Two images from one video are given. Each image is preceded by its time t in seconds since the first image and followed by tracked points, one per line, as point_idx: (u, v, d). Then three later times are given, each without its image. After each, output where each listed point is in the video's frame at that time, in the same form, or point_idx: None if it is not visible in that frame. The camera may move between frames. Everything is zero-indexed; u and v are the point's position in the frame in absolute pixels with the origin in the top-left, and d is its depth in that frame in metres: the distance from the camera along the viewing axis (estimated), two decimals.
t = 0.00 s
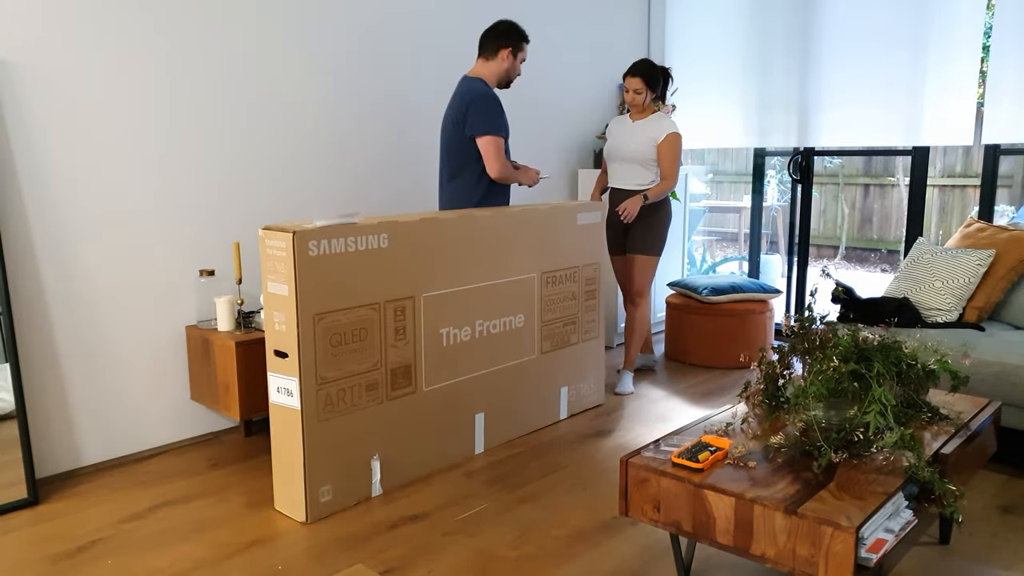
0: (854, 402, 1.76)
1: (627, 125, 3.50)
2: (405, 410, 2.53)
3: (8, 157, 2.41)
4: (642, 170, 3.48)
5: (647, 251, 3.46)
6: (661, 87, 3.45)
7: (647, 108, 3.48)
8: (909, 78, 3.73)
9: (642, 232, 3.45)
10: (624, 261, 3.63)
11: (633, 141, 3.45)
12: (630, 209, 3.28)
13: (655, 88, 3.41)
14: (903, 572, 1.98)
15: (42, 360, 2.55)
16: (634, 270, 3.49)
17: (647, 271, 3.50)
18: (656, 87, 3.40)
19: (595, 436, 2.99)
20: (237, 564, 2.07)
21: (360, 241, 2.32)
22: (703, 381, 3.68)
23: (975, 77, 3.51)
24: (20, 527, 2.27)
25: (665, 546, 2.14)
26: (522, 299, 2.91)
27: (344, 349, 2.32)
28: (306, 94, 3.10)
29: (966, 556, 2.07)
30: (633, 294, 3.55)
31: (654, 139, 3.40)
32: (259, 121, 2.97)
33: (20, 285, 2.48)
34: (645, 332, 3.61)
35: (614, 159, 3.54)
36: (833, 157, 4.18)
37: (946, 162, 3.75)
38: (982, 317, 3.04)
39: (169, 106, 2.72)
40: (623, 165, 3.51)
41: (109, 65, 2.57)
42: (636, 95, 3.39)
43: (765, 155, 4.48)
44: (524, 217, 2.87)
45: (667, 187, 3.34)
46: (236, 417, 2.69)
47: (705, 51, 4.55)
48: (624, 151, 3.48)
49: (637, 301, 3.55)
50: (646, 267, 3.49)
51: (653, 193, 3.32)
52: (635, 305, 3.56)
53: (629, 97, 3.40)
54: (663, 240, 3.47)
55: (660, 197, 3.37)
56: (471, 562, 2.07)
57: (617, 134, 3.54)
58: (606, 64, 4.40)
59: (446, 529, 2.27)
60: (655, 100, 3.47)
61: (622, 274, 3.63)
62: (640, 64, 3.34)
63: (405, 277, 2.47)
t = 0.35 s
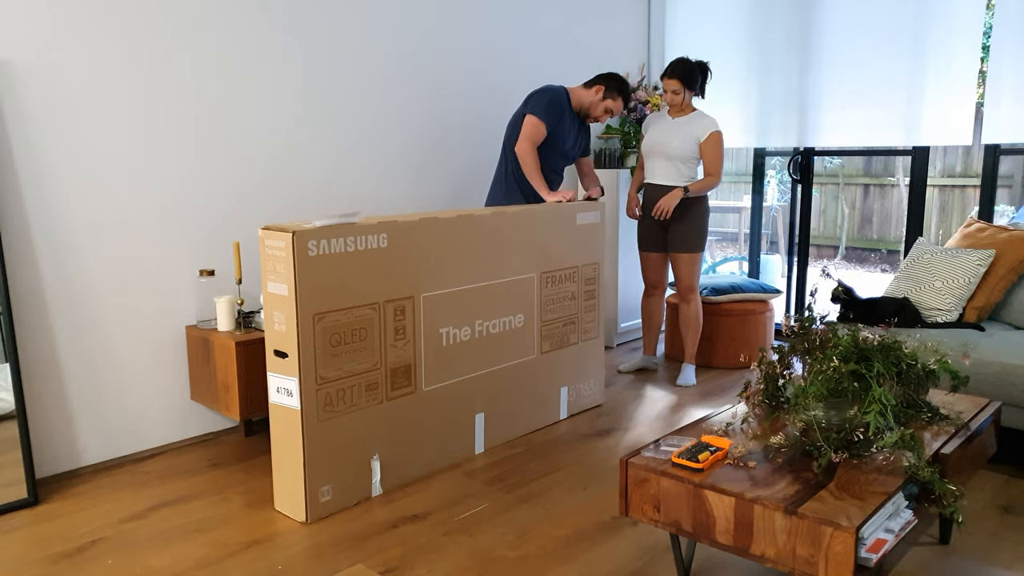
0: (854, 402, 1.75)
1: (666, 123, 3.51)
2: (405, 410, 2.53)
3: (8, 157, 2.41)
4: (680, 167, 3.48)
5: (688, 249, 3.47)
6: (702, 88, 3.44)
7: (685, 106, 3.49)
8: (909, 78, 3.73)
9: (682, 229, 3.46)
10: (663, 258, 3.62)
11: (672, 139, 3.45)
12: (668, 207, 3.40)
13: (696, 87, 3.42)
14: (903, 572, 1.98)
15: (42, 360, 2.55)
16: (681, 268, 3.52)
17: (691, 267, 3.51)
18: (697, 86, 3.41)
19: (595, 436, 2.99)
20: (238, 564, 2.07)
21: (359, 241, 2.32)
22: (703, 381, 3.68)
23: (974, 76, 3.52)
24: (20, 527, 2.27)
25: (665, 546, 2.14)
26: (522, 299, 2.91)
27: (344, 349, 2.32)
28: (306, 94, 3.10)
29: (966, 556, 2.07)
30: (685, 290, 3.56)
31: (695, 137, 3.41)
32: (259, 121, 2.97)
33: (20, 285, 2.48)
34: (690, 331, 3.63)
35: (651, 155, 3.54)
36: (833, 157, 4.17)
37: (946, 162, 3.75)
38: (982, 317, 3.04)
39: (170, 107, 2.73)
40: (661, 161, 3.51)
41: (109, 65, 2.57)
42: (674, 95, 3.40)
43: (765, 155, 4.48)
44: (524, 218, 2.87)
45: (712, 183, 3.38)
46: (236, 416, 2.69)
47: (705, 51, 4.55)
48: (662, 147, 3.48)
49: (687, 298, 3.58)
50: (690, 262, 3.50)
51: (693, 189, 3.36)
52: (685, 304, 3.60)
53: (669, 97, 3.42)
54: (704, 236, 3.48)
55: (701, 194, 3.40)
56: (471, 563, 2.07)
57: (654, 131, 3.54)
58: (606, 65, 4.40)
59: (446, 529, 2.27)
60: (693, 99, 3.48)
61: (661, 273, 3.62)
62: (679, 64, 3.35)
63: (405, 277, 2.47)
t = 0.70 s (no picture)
0: (854, 402, 1.75)
1: (661, 122, 3.51)
2: (405, 410, 2.53)
3: (7, 156, 2.41)
4: (675, 166, 3.48)
5: (686, 249, 3.47)
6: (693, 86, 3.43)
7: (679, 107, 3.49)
8: (909, 78, 3.73)
9: (680, 228, 3.46)
10: (661, 258, 3.62)
11: (668, 138, 3.45)
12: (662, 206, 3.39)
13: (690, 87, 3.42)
14: (903, 573, 1.98)
15: (42, 360, 2.55)
16: (678, 268, 3.53)
17: (688, 267, 3.51)
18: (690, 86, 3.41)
19: (595, 436, 2.99)
20: (238, 564, 2.07)
21: (360, 241, 2.32)
22: (703, 381, 3.67)
23: (974, 77, 3.52)
24: (20, 527, 2.27)
25: (665, 546, 2.14)
26: (522, 299, 2.91)
27: (344, 349, 2.32)
28: (306, 94, 3.10)
29: (966, 556, 2.07)
30: (682, 290, 3.57)
31: (691, 136, 3.41)
32: (259, 121, 2.97)
33: (21, 285, 2.48)
34: (688, 330, 3.63)
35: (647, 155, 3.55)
36: (833, 157, 4.17)
37: (947, 162, 3.75)
38: (982, 317, 3.04)
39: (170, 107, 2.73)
40: (656, 160, 3.51)
41: (108, 66, 2.57)
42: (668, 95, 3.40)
43: (765, 155, 4.48)
44: (524, 218, 2.87)
45: (708, 182, 3.38)
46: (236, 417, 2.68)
47: (706, 51, 4.54)
48: (658, 147, 3.48)
49: (685, 298, 3.59)
50: (687, 262, 3.50)
51: (688, 188, 3.36)
52: (682, 304, 3.61)
53: (661, 97, 3.42)
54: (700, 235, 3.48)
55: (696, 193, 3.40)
56: (471, 563, 2.07)
57: (649, 131, 3.54)
58: (607, 65, 4.40)
59: (446, 529, 2.27)
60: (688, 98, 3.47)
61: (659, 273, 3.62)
62: (671, 65, 3.33)
63: (405, 277, 2.47)
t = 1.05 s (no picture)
0: (854, 402, 1.75)
1: (656, 122, 3.52)
2: (405, 410, 2.53)
3: (7, 157, 2.41)
4: (674, 163, 3.48)
5: (684, 248, 3.46)
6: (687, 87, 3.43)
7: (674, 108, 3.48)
8: (909, 78, 3.73)
9: (677, 227, 3.46)
10: (659, 258, 3.62)
11: (665, 136, 3.46)
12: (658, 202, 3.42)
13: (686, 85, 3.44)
14: (903, 573, 1.98)
15: (43, 360, 2.55)
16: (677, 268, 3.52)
17: (686, 266, 3.51)
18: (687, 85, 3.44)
19: (595, 436, 2.99)
20: (238, 564, 2.07)
21: (360, 241, 2.32)
22: (703, 381, 3.68)
23: (974, 77, 3.52)
24: (20, 527, 2.27)
25: (665, 546, 2.14)
26: (522, 299, 2.91)
27: (345, 350, 2.32)
28: (305, 94, 3.10)
29: (966, 555, 2.07)
30: (682, 289, 3.57)
31: (687, 133, 3.43)
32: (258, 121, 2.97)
33: (21, 285, 2.48)
34: (688, 330, 3.64)
35: (644, 155, 3.54)
36: (833, 157, 4.17)
37: (947, 162, 3.75)
38: (982, 317, 3.04)
39: (169, 107, 2.72)
40: (654, 159, 3.51)
41: (109, 66, 2.57)
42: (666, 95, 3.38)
43: (765, 155, 4.48)
44: (524, 218, 2.87)
45: (704, 179, 3.39)
46: (236, 416, 2.68)
47: (705, 51, 4.54)
48: (655, 146, 3.49)
49: (683, 298, 3.59)
50: (685, 262, 3.50)
51: (685, 184, 3.38)
52: (681, 304, 3.60)
53: (659, 97, 3.40)
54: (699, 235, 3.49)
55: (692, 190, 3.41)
56: (471, 562, 2.07)
57: (644, 130, 3.55)
58: (607, 65, 4.39)
59: (446, 529, 2.27)
60: (682, 98, 3.49)
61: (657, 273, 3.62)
62: (665, 65, 3.35)
63: (405, 277, 2.47)
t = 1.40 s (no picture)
0: (854, 402, 1.75)
1: (652, 122, 3.51)
2: (405, 410, 2.53)
3: (7, 157, 2.41)
4: (671, 163, 3.49)
5: (682, 248, 3.47)
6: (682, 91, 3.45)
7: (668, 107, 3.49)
8: (909, 77, 3.73)
9: (675, 228, 3.46)
10: (656, 258, 3.62)
11: (661, 136, 3.46)
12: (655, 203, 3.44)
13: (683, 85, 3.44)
14: (903, 573, 1.98)
15: (43, 361, 2.55)
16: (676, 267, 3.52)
17: (685, 265, 3.51)
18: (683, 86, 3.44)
19: (595, 436, 2.99)
20: (238, 564, 2.07)
21: (360, 241, 2.32)
22: (703, 381, 3.68)
23: (975, 77, 3.52)
24: (20, 527, 2.27)
25: (665, 546, 2.14)
26: (522, 299, 2.91)
27: (345, 350, 2.32)
28: (305, 94, 3.10)
29: (966, 556, 2.07)
30: (681, 288, 3.57)
31: (683, 133, 3.43)
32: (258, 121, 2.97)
33: (20, 285, 2.48)
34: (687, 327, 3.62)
35: (642, 155, 3.53)
36: (833, 157, 4.17)
37: (947, 162, 3.75)
38: (982, 317, 3.05)
39: (169, 107, 2.72)
40: (651, 160, 3.51)
41: (109, 66, 2.57)
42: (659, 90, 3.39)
43: (765, 155, 4.48)
44: (524, 218, 2.87)
45: (700, 179, 3.40)
46: (236, 416, 2.68)
47: (705, 51, 4.54)
48: (652, 146, 3.48)
49: (682, 297, 3.59)
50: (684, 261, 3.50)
51: (682, 185, 3.38)
52: (681, 303, 3.60)
53: (653, 92, 3.40)
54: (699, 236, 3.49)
55: (689, 190, 3.42)
56: (471, 562, 2.07)
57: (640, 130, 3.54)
58: (607, 64, 4.39)
59: (446, 529, 2.27)
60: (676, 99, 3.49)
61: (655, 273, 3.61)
62: (664, 63, 3.35)
63: (405, 277, 2.47)
